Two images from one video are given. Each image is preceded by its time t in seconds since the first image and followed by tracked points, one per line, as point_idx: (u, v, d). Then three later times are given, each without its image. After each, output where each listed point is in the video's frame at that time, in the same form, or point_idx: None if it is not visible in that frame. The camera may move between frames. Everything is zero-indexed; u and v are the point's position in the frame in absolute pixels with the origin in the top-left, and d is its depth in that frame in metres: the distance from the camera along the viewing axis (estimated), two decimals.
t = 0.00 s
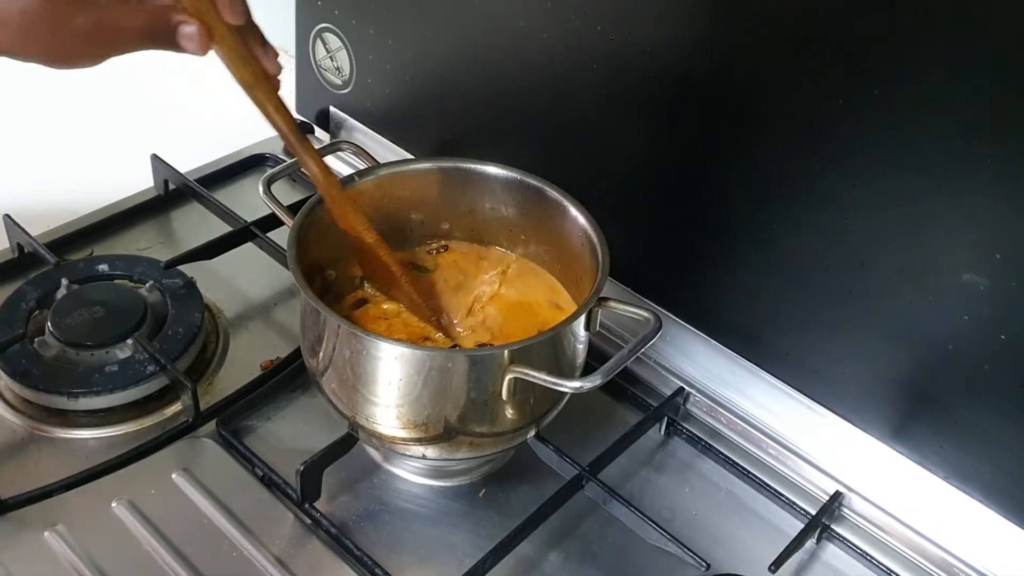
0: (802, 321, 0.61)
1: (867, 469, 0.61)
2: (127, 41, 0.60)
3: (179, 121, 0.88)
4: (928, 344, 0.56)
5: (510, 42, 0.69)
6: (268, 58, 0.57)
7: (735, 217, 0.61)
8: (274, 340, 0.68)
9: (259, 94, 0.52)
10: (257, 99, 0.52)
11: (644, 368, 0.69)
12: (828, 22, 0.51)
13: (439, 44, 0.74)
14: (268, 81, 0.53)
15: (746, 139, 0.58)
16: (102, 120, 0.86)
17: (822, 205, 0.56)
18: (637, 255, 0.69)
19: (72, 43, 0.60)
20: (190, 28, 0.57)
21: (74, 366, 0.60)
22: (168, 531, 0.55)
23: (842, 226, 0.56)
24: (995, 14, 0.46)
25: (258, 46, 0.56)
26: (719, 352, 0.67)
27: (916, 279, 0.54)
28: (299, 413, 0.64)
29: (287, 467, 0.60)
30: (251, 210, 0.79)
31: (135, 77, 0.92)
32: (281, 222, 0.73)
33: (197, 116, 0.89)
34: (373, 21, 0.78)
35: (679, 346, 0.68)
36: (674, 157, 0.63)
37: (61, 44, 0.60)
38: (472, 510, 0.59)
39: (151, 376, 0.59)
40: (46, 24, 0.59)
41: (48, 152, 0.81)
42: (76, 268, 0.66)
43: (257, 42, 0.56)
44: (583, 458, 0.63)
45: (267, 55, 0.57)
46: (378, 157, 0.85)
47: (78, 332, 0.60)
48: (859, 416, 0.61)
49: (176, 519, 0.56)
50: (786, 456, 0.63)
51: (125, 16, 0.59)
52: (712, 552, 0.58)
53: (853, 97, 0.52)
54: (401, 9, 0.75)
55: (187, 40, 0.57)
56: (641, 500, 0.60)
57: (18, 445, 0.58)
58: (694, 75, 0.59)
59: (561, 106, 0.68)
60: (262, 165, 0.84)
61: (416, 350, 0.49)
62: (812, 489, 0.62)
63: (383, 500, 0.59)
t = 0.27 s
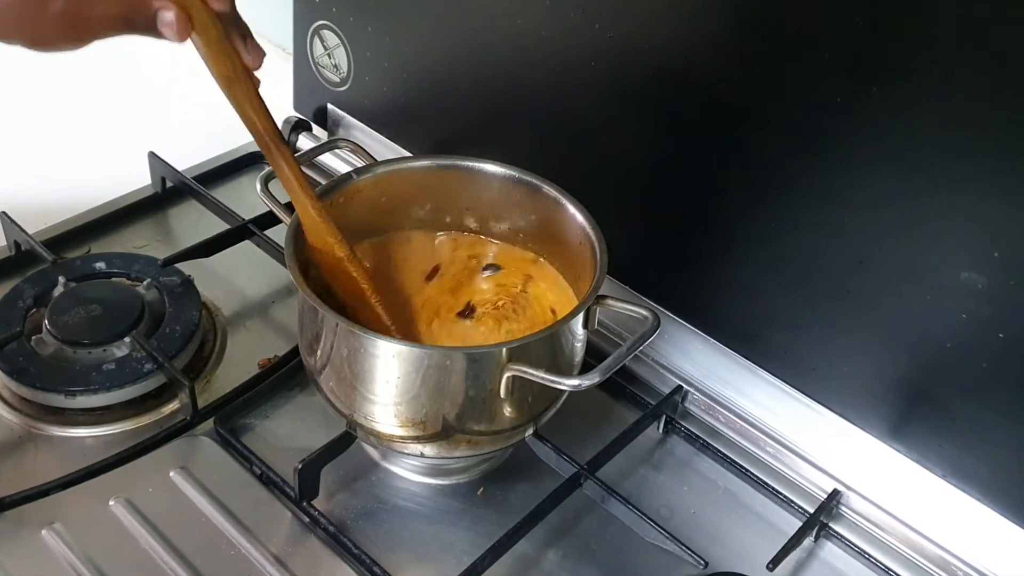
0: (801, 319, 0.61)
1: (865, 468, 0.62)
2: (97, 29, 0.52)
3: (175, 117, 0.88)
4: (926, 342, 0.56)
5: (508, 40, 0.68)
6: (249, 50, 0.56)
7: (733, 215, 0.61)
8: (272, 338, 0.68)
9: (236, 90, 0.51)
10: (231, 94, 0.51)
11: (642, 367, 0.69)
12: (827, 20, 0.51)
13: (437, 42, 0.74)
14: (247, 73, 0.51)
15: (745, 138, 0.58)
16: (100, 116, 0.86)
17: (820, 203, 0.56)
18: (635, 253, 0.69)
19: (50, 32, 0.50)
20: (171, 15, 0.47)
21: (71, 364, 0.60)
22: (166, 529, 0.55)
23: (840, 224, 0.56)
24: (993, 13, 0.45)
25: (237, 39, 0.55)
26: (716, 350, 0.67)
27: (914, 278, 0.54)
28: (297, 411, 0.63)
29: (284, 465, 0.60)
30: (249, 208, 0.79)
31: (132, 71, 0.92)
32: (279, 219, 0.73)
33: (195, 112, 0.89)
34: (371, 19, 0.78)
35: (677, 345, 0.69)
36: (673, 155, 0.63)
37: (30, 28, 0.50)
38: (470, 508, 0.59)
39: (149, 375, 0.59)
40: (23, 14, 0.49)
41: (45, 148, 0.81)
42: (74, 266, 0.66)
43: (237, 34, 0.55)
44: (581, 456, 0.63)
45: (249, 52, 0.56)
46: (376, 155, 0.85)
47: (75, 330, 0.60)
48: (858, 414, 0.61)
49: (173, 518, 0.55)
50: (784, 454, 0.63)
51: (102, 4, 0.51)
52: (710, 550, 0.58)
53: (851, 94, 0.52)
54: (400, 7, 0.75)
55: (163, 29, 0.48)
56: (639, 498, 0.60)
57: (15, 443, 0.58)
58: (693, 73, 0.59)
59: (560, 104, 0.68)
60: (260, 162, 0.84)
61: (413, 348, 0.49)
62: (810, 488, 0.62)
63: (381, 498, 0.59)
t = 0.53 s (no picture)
0: (799, 318, 0.61)
1: (863, 466, 0.62)
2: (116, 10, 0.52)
3: (174, 115, 0.88)
4: (924, 341, 0.56)
5: (507, 39, 0.69)
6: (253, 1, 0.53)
7: (732, 215, 0.61)
8: (271, 337, 0.68)
9: (240, 33, 0.48)
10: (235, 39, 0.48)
11: (641, 365, 0.69)
12: (826, 20, 0.51)
13: (436, 41, 0.74)
14: (256, 18, 0.48)
15: (743, 137, 0.58)
16: (99, 112, 0.86)
17: (818, 202, 0.56)
18: (633, 252, 0.69)
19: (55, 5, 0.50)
20: None
21: (70, 363, 0.60)
22: (165, 527, 0.55)
23: (838, 223, 0.56)
24: (991, 12, 0.46)
25: None
26: (715, 349, 0.67)
27: (912, 277, 0.54)
28: (296, 409, 0.64)
29: (284, 464, 0.60)
30: (248, 207, 0.79)
31: (132, 68, 0.92)
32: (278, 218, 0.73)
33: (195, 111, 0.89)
34: (371, 18, 0.78)
35: (676, 343, 0.69)
36: (672, 154, 0.63)
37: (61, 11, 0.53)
38: (469, 506, 0.59)
39: (148, 373, 0.59)
40: None
41: (44, 144, 0.81)
42: (73, 265, 0.66)
43: None
44: (580, 455, 0.63)
45: None
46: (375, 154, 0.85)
47: (74, 329, 0.60)
48: (856, 413, 0.61)
49: (173, 516, 0.56)
50: (782, 453, 0.63)
51: None
52: (708, 549, 0.58)
53: (849, 94, 0.52)
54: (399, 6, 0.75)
55: None
56: (638, 497, 0.61)
57: (15, 441, 0.58)
58: (691, 72, 0.59)
59: (559, 103, 0.68)
60: (259, 161, 0.84)
61: (413, 346, 0.49)
62: (809, 486, 0.62)
63: (380, 496, 0.59)
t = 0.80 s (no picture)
0: (795, 314, 0.61)
1: (859, 463, 0.61)
2: None
3: (170, 112, 0.88)
4: (920, 337, 0.56)
5: (502, 35, 0.68)
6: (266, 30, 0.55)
7: (728, 210, 0.61)
8: (266, 333, 0.68)
9: (248, 55, 0.50)
10: (242, 61, 0.50)
11: (636, 361, 0.69)
12: (821, 14, 0.51)
13: (431, 36, 0.74)
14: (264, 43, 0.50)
15: (739, 132, 0.58)
16: (94, 108, 0.86)
17: (814, 198, 0.56)
18: (629, 249, 0.69)
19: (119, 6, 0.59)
20: None
21: (64, 358, 0.59)
22: (159, 524, 0.55)
23: (834, 219, 0.56)
24: (986, 5, 0.45)
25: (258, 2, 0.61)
26: (710, 345, 0.67)
27: (907, 272, 0.54)
28: (290, 405, 0.63)
29: (278, 460, 0.60)
30: (243, 203, 0.79)
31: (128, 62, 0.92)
32: (273, 214, 0.73)
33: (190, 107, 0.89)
34: (366, 14, 0.78)
35: (671, 340, 0.68)
36: (667, 149, 0.63)
37: None
38: (463, 503, 0.59)
39: (141, 369, 0.59)
40: None
41: (39, 140, 0.81)
42: (67, 260, 0.66)
43: None
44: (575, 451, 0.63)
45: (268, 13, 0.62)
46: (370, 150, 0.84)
47: (68, 324, 0.60)
48: (851, 410, 0.61)
49: (167, 512, 0.55)
50: (778, 450, 0.63)
51: None
52: (704, 545, 0.58)
53: (845, 88, 0.52)
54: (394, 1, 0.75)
55: None
56: (634, 493, 0.60)
57: (8, 437, 0.58)
58: (687, 67, 0.59)
59: (554, 98, 0.67)
60: (254, 158, 0.83)
61: (407, 341, 0.49)
62: (804, 483, 0.62)
63: (374, 493, 0.59)
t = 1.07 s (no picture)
0: (790, 311, 0.61)
1: (855, 461, 0.61)
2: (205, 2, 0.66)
3: (166, 110, 0.88)
4: (915, 334, 0.56)
5: (498, 32, 0.68)
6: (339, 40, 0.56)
7: (723, 208, 0.61)
8: (261, 331, 0.68)
9: (318, 79, 0.53)
10: (310, 83, 0.53)
11: (631, 359, 0.68)
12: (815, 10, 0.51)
13: (427, 34, 0.74)
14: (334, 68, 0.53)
15: (734, 129, 0.58)
16: (91, 108, 0.86)
17: (809, 195, 0.56)
18: (625, 246, 0.69)
19: None
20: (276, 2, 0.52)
21: (58, 356, 0.59)
22: (153, 522, 0.55)
23: (828, 216, 0.56)
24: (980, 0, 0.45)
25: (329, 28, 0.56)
26: (706, 344, 0.67)
27: (902, 269, 0.54)
28: (285, 403, 0.63)
29: (273, 457, 0.60)
30: (238, 200, 0.79)
31: (124, 64, 0.92)
32: (268, 212, 0.73)
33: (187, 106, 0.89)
34: (362, 11, 0.78)
35: (667, 337, 0.68)
36: (663, 146, 0.62)
37: None
38: (458, 500, 0.59)
39: (136, 367, 0.59)
40: None
41: (35, 139, 0.81)
42: (62, 258, 0.66)
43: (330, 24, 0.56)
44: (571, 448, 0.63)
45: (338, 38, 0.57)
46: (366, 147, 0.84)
47: (62, 322, 0.60)
48: (846, 407, 0.62)
49: (161, 510, 0.55)
50: (773, 447, 0.63)
51: None
52: (699, 543, 0.58)
53: (839, 85, 0.52)
54: None
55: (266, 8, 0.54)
56: (629, 491, 0.60)
57: (3, 435, 0.58)
58: (682, 64, 0.59)
59: (550, 95, 0.67)
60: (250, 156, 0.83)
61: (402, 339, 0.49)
62: (798, 480, 0.62)
63: (369, 490, 0.59)
